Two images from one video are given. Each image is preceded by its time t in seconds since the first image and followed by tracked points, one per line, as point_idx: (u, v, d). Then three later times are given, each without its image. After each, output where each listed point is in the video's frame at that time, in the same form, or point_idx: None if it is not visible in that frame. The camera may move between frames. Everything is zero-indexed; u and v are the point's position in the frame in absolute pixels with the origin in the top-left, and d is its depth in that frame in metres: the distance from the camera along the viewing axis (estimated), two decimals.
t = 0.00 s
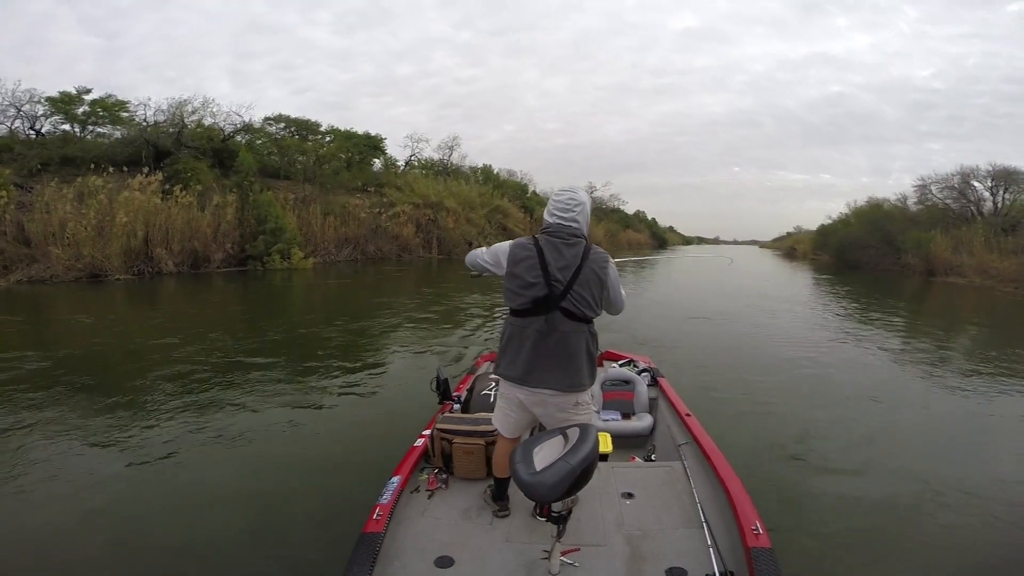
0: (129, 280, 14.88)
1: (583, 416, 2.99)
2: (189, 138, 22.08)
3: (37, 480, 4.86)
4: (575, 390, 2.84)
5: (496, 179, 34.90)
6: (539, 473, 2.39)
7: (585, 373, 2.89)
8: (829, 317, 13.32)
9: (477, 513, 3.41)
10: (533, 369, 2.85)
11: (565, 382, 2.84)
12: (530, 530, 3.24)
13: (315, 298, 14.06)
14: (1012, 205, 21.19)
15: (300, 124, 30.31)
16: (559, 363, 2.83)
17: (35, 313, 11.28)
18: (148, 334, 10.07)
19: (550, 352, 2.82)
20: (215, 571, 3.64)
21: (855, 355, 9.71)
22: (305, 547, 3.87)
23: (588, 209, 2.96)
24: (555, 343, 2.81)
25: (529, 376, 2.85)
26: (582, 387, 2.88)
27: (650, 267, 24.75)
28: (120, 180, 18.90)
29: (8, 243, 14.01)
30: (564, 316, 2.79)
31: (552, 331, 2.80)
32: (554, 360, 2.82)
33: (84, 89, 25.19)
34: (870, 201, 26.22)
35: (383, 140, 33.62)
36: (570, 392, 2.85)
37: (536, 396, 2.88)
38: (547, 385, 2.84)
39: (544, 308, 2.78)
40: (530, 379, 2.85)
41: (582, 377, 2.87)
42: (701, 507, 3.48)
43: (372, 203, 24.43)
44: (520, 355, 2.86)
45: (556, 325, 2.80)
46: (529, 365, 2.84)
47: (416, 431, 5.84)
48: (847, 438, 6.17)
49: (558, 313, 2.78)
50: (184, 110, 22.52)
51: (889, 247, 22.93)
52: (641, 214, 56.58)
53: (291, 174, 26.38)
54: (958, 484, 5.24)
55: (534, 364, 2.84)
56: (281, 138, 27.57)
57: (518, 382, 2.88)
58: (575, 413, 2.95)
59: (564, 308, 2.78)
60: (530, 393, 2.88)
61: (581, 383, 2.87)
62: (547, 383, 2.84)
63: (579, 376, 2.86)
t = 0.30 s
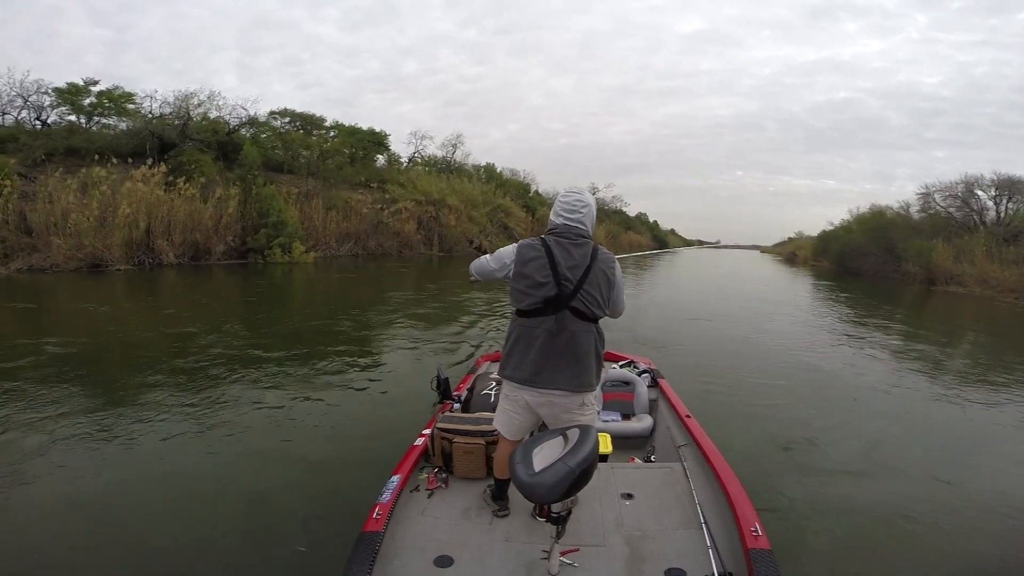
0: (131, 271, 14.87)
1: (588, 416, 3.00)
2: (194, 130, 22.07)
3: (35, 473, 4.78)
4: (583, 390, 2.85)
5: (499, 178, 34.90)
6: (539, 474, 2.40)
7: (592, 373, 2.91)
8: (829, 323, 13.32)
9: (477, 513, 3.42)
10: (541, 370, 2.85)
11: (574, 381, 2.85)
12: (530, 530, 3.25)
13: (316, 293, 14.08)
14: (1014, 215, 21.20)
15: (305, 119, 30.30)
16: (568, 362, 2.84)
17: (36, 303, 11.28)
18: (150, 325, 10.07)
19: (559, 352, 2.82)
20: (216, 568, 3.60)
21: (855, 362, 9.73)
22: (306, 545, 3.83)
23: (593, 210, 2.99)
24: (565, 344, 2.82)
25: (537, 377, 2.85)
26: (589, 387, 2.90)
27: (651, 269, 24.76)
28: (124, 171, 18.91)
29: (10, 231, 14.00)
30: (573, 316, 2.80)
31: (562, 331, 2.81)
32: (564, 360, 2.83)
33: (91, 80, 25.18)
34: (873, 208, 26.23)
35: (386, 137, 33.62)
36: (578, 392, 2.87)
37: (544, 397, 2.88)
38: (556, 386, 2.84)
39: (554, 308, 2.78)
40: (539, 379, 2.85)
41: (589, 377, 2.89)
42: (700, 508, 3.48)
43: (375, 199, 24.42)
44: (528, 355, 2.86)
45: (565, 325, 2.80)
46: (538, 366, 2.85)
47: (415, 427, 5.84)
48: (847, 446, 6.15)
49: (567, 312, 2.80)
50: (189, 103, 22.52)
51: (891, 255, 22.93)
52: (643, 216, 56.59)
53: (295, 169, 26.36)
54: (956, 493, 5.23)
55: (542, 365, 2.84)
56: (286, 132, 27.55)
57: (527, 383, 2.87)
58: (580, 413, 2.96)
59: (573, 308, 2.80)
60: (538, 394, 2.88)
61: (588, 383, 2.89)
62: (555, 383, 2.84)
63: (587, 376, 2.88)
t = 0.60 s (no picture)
0: (129, 271, 14.86)
1: (586, 415, 2.99)
2: (192, 130, 22.06)
3: (35, 475, 4.76)
4: (577, 389, 2.84)
5: (498, 176, 34.87)
6: (539, 473, 2.39)
7: (586, 373, 2.90)
8: (829, 320, 13.32)
9: (477, 513, 3.41)
10: (536, 369, 2.84)
11: (568, 381, 2.84)
12: (531, 530, 3.24)
13: (315, 292, 14.07)
14: (1014, 213, 21.21)
15: (304, 118, 30.25)
16: (562, 362, 2.82)
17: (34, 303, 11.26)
18: (149, 325, 10.06)
19: (553, 351, 2.81)
20: (215, 568, 3.59)
21: (855, 359, 9.72)
22: (305, 546, 3.82)
23: (591, 209, 2.96)
24: (558, 343, 2.81)
25: (530, 375, 2.84)
26: (584, 387, 2.88)
27: (650, 267, 24.74)
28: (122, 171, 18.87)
29: (8, 232, 13.98)
30: (567, 316, 2.78)
31: (555, 331, 2.80)
32: (557, 359, 2.82)
33: (88, 80, 25.11)
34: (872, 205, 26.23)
35: (385, 136, 33.58)
36: (572, 392, 2.85)
37: (538, 396, 2.87)
38: (550, 385, 2.83)
39: (548, 307, 2.77)
40: (532, 379, 2.85)
41: (583, 377, 2.87)
42: (701, 506, 3.47)
43: (374, 198, 24.39)
44: (521, 353, 2.85)
45: (559, 324, 2.79)
46: (531, 365, 2.84)
47: (415, 427, 5.83)
48: (847, 445, 6.11)
49: (561, 312, 2.78)
50: (187, 103, 22.48)
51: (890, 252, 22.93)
52: (642, 213, 56.54)
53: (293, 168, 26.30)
54: (955, 492, 5.20)
55: (535, 363, 2.83)
56: (284, 132, 27.51)
57: (520, 382, 2.87)
58: (579, 412, 2.95)
59: (567, 307, 2.78)
60: (532, 393, 2.87)
61: (583, 384, 2.87)
62: (550, 382, 2.83)
63: (581, 376, 2.86)
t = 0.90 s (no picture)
0: (132, 266, 14.90)
1: (586, 416, 3.01)
2: (196, 126, 21.97)
3: (39, 469, 4.79)
4: (575, 392, 2.85)
5: (501, 176, 34.91)
6: (539, 473, 2.40)
7: (586, 376, 2.90)
8: (830, 324, 13.32)
9: (476, 513, 3.43)
10: (535, 368, 2.85)
11: (566, 383, 2.85)
12: (530, 530, 3.25)
13: (317, 289, 14.10)
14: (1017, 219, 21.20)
15: (307, 116, 30.28)
16: (562, 363, 2.83)
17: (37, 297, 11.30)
18: (151, 320, 10.08)
19: (554, 351, 2.82)
20: (214, 567, 3.60)
21: (856, 363, 9.73)
22: (305, 546, 3.82)
23: (602, 213, 2.98)
24: (558, 345, 2.82)
25: (529, 374, 2.85)
26: (582, 390, 2.88)
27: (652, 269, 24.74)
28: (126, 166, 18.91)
29: (12, 226, 14.02)
30: (569, 317, 2.79)
31: (557, 331, 2.81)
32: (557, 360, 2.82)
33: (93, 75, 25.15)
34: (875, 210, 26.22)
35: (389, 134, 33.62)
36: (569, 393, 2.87)
37: (537, 395, 2.88)
38: (550, 385, 2.84)
39: (551, 308, 2.78)
40: (531, 378, 2.85)
41: (582, 379, 2.88)
42: (701, 508, 3.48)
43: (377, 196, 24.42)
44: (522, 352, 2.87)
45: (561, 325, 2.80)
46: (530, 364, 2.85)
47: (415, 426, 5.85)
48: (846, 448, 6.11)
49: (564, 313, 2.79)
50: (191, 99, 22.52)
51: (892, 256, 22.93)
52: (644, 215, 56.49)
53: (297, 165, 26.29)
54: (954, 497, 5.20)
55: (535, 363, 2.84)
56: (288, 129, 27.56)
57: (520, 381, 2.88)
58: (578, 413, 2.96)
59: (570, 309, 2.79)
60: (531, 392, 2.89)
61: (582, 386, 2.88)
62: (548, 383, 2.84)
63: (580, 378, 2.87)
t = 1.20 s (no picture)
0: (134, 272, 14.93)
1: (586, 416, 2.99)
2: (195, 130, 22.12)
3: (42, 471, 4.85)
4: (574, 392, 2.82)
5: (501, 177, 34.92)
6: (539, 473, 2.40)
7: (586, 378, 2.87)
8: (831, 321, 13.30)
9: (476, 513, 3.43)
10: (535, 367, 2.85)
11: (565, 382, 2.83)
12: (530, 530, 3.25)
13: (317, 292, 14.10)
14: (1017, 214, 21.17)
15: (305, 119, 30.31)
16: (561, 363, 2.82)
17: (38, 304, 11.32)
18: (152, 325, 10.09)
19: (553, 350, 2.81)
20: (214, 567, 3.61)
21: (858, 360, 9.71)
22: (307, 547, 3.82)
23: (610, 215, 2.95)
24: (558, 344, 2.80)
25: (528, 373, 2.85)
26: (581, 391, 2.86)
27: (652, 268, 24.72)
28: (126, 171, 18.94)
29: (13, 233, 14.05)
30: (570, 317, 2.77)
31: (557, 331, 2.80)
32: (556, 360, 2.81)
33: (90, 80, 25.19)
34: (875, 206, 26.19)
35: (388, 137, 33.65)
36: (568, 393, 2.84)
37: (536, 393, 2.88)
38: (548, 384, 2.83)
39: (551, 307, 2.78)
40: (531, 376, 2.86)
41: (581, 381, 2.85)
42: (701, 508, 3.48)
43: (376, 199, 24.45)
44: (522, 351, 2.88)
45: (561, 324, 2.79)
46: (529, 363, 2.85)
47: (416, 427, 5.85)
48: (846, 444, 6.10)
49: (564, 313, 2.78)
50: (190, 103, 22.55)
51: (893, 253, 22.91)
52: (644, 214, 56.43)
53: (296, 169, 26.17)
54: (954, 492, 5.19)
55: (534, 361, 2.84)
56: (287, 132, 27.59)
57: (519, 379, 2.88)
58: (578, 414, 2.95)
59: (570, 309, 2.77)
60: (530, 391, 2.89)
61: (582, 387, 2.85)
62: (547, 382, 2.84)
63: (580, 379, 2.84)
